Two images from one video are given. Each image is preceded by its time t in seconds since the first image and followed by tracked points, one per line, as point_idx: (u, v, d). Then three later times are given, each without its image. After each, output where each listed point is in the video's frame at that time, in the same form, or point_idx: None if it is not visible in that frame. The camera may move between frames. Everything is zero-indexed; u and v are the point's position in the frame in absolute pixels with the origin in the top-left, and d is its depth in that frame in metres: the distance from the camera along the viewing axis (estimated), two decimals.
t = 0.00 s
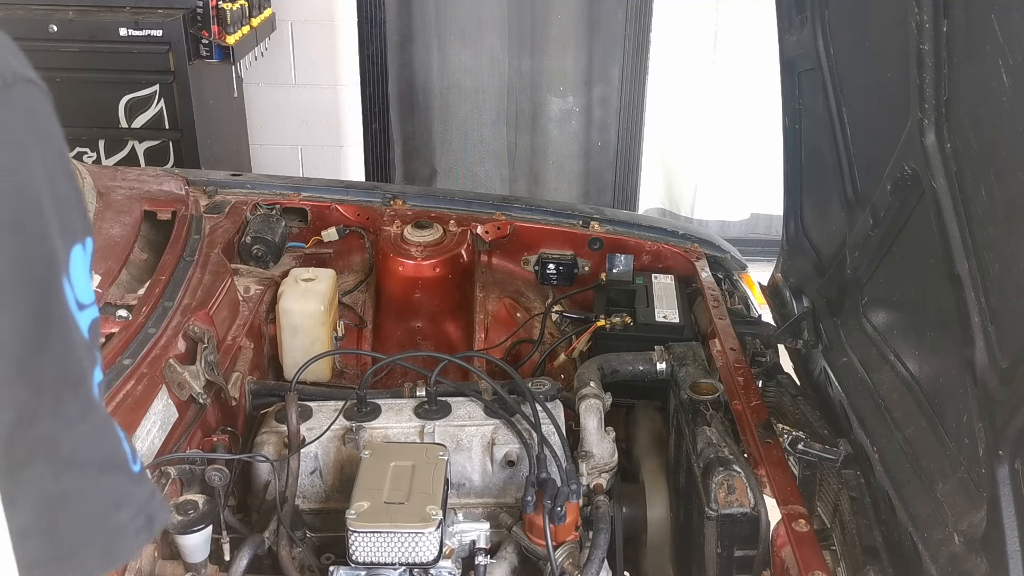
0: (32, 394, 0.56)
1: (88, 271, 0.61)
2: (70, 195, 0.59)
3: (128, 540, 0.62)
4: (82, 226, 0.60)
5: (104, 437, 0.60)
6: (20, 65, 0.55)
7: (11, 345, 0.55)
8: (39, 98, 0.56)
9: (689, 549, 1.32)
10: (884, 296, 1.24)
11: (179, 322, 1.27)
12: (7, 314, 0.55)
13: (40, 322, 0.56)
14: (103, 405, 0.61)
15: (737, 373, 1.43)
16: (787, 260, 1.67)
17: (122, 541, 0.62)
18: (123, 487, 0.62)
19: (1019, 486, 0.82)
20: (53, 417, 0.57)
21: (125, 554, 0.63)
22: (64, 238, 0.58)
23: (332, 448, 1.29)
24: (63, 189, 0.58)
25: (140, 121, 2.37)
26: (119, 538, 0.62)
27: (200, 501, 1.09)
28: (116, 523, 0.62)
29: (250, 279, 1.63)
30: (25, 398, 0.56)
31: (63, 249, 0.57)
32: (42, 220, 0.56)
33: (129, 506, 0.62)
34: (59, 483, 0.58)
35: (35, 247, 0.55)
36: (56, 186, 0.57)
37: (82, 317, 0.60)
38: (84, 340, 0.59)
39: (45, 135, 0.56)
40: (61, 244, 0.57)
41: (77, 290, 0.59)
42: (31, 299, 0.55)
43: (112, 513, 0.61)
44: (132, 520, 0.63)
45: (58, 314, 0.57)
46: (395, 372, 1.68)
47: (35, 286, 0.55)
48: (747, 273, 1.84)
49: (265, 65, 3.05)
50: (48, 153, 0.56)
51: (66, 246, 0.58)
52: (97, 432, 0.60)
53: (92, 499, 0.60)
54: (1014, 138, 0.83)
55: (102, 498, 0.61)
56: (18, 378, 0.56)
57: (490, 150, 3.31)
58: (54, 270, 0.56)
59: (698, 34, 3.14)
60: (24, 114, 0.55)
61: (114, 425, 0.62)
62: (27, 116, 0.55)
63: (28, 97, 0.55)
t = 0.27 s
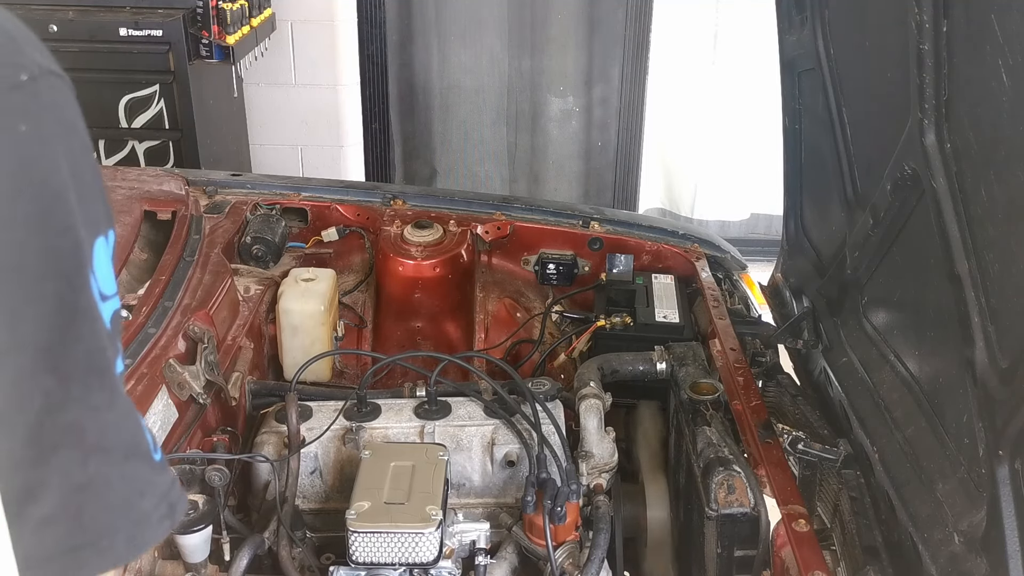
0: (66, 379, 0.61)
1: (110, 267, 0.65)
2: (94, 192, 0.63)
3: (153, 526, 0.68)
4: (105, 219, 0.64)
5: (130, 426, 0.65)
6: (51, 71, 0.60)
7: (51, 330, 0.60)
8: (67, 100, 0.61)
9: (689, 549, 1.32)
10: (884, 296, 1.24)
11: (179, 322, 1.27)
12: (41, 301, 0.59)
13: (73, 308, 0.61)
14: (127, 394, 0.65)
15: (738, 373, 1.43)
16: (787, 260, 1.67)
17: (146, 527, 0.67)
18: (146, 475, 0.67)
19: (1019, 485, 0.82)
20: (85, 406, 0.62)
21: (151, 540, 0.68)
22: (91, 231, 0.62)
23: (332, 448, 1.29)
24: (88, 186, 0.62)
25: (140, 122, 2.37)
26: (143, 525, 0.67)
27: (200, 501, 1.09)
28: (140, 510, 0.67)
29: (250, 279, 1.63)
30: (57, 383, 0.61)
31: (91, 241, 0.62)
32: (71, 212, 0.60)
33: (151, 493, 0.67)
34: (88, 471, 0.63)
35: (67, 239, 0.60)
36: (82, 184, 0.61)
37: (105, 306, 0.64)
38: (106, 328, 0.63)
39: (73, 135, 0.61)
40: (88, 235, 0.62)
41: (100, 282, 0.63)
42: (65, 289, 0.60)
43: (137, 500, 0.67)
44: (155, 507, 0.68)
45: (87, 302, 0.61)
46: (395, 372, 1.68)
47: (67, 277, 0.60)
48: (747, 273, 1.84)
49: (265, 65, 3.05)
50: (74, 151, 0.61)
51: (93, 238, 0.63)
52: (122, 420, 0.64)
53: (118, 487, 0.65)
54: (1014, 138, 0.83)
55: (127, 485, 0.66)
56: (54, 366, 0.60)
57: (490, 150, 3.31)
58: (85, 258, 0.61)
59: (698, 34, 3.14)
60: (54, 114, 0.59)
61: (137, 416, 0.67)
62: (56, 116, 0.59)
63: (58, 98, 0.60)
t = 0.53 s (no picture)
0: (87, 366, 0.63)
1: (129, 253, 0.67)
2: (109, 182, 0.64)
3: (175, 506, 0.69)
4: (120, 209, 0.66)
5: (152, 410, 0.67)
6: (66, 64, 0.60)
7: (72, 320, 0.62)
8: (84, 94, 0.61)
9: (689, 549, 1.32)
10: (884, 296, 1.24)
11: (179, 322, 1.27)
12: (63, 291, 0.61)
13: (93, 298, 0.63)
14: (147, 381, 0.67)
15: (738, 374, 1.43)
16: (787, 261, 1.67)
17: (168, 508, 0.68)
18: (168, 456, 0.68)
19: (1019, 485, 0.82)
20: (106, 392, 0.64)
21: (173, 520, 0.69)
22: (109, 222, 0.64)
23: (332, 448, 1.29)
24: (104, 177, 0.64)
25: (140, 122, 2.37)
26: (164, 506, 0.68)
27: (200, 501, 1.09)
28: (161, 491, 0.68)
29: (250, 279, 1.63)
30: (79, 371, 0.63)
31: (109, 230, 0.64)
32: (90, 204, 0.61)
33: (173, 475, 0.68)
34: (111, 454, 0.65)
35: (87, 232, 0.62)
36: (99, 175, 0.63)
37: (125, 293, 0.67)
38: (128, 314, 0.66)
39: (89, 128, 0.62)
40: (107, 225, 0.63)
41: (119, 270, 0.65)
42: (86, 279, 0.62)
43: (159, 482, 0.68)
44: (176, 488, 0.69)
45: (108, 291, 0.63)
46: (395, 372, 1.68)
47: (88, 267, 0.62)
48: (747, 273, 1.83)
49: (265, 65, 3.05)
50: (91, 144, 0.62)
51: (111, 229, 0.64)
52: (143, 405, 0.66)
53: (141, 469, 0.66)
54: (1013, 138, 0.83)
55: (149, 467, 0.67)
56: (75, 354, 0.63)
57: (490, 150, 3.31)
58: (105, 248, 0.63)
59: (697, 34, 3.14)
60: (71, 109, 0.60)
61: (158, 400, 0.68)
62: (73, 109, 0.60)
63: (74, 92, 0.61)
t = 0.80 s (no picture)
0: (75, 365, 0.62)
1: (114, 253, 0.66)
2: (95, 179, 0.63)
3: (164, 507, 0.67)
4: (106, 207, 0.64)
5: (140, 410, 0.66)
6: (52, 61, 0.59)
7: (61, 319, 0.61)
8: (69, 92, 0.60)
9: (689, 549, 1.32)
10: (884, 296, 1.24)
11: (178, 322, 1.27)
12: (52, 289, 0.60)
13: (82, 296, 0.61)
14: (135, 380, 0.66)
15: (738, 373, 1.43)
16: (787, 261, 1.67)
17: (158, 509, 0.67)
18: (156, 457, 0.67)
19: (1019, 485, 0.82)
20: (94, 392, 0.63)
21: (163, 521, 0.68)
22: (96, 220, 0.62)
23: (332, 448, 1.29)
24: (91, 173, 0.62)
25: (140, 122, 2.37)
26: (153, 507, 0.67)
27: (200, 501, 1.09)
28: (150, 492, 0.67)
29: (250, 279, 1.63)
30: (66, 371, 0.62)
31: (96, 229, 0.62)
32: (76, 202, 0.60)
33: (162, 475, 0.67)
34: (99, 454, 0.64)
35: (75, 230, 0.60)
36: (85, 172, 0.61)
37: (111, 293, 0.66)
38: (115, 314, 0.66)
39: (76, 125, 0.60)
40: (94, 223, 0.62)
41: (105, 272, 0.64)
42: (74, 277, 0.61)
43: (147, 482, 0.67)
44: (166, 489, 0.68)
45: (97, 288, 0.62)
46: (395, 372, 1.68)
47: (77, 265, 0.61)
48: (747, 273, 1.83)
49: (265, 65, 3.05)
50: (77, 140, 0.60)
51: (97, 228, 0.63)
52: (131, 405, 0.65)
53: (130, 469, 0.65)
54: (1014, 138, 0.83)
55: (137, 467, 0.66)
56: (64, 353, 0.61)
57: (490, 150, 3.31)
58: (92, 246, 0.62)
59: (698, 34, 3.14)
60: (57, 106, 0.59)
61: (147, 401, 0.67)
62: (59, 106, 0.59)
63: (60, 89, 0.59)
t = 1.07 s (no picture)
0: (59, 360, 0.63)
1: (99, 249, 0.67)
2: (78, 175, 0.64)
3: (150, 507, 0.69)
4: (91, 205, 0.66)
5: (126, 409, 0.67)
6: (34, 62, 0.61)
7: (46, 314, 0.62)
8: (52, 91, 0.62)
9: (689, 549, 1.32)
10: (884, 296, 1.24)
11: (178, 322, 1.27)
12: (34, 285, 0.61)
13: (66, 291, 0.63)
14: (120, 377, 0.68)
15: (738, 374, 1.43)
16: (787, 260, 1.67)
17: (144, 508, 0.69)
18: (141, 456, 0.69)
19: (1019, 485, 0.82)
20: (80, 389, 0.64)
21: (148, 521, 0.69)
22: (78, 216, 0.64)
23: (332, 448, 1.29)
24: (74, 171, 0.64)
25: (140, 122, 2.37)
26: (139, 507, 0.68)
27: (200, 501, 1.09)
28: (137, 491, 0.68)
29: (250, 279, 1.63)
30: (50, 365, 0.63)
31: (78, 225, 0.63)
32: (58, 197, 0.61)
33: (147, 473, 0.69)
34: (86, 452, 0.65)
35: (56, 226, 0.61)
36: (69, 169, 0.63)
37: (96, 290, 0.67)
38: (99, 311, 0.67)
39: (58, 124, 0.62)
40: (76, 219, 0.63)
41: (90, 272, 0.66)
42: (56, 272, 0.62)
43: (134, 481, 0.68)
44: (152, 488, 0.70)
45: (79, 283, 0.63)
46: (395, 372, 1.68)
47: (57, 260, 0.62)
48: (747, 273, 1.83)
49: (265, 65, 3.05)
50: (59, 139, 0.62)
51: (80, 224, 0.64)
52: (117, 402, 0.66)
53: (117, 467, 0.67)
54: (1014, 138, 0.83)
55: (124, 466, 0.67)
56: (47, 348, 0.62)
57: (490, 150, 3.31)
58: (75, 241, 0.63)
59: (698, 34, 3.14)
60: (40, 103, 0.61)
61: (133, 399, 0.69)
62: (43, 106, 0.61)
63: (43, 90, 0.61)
